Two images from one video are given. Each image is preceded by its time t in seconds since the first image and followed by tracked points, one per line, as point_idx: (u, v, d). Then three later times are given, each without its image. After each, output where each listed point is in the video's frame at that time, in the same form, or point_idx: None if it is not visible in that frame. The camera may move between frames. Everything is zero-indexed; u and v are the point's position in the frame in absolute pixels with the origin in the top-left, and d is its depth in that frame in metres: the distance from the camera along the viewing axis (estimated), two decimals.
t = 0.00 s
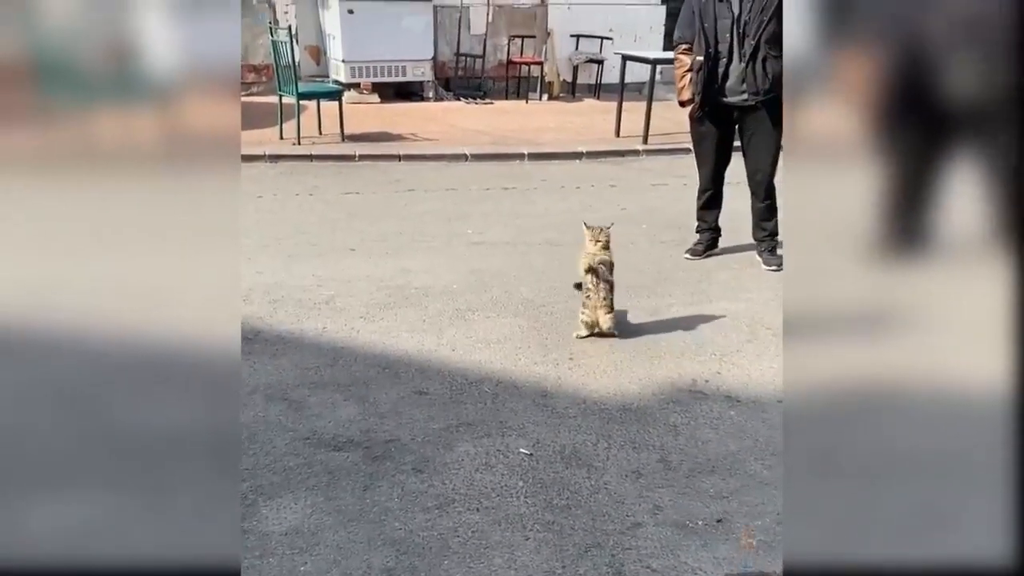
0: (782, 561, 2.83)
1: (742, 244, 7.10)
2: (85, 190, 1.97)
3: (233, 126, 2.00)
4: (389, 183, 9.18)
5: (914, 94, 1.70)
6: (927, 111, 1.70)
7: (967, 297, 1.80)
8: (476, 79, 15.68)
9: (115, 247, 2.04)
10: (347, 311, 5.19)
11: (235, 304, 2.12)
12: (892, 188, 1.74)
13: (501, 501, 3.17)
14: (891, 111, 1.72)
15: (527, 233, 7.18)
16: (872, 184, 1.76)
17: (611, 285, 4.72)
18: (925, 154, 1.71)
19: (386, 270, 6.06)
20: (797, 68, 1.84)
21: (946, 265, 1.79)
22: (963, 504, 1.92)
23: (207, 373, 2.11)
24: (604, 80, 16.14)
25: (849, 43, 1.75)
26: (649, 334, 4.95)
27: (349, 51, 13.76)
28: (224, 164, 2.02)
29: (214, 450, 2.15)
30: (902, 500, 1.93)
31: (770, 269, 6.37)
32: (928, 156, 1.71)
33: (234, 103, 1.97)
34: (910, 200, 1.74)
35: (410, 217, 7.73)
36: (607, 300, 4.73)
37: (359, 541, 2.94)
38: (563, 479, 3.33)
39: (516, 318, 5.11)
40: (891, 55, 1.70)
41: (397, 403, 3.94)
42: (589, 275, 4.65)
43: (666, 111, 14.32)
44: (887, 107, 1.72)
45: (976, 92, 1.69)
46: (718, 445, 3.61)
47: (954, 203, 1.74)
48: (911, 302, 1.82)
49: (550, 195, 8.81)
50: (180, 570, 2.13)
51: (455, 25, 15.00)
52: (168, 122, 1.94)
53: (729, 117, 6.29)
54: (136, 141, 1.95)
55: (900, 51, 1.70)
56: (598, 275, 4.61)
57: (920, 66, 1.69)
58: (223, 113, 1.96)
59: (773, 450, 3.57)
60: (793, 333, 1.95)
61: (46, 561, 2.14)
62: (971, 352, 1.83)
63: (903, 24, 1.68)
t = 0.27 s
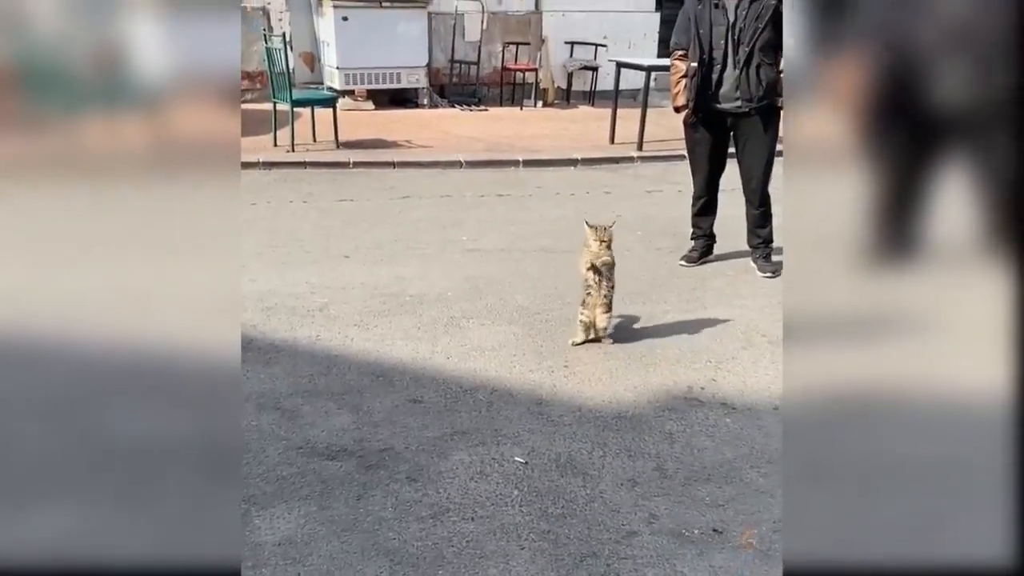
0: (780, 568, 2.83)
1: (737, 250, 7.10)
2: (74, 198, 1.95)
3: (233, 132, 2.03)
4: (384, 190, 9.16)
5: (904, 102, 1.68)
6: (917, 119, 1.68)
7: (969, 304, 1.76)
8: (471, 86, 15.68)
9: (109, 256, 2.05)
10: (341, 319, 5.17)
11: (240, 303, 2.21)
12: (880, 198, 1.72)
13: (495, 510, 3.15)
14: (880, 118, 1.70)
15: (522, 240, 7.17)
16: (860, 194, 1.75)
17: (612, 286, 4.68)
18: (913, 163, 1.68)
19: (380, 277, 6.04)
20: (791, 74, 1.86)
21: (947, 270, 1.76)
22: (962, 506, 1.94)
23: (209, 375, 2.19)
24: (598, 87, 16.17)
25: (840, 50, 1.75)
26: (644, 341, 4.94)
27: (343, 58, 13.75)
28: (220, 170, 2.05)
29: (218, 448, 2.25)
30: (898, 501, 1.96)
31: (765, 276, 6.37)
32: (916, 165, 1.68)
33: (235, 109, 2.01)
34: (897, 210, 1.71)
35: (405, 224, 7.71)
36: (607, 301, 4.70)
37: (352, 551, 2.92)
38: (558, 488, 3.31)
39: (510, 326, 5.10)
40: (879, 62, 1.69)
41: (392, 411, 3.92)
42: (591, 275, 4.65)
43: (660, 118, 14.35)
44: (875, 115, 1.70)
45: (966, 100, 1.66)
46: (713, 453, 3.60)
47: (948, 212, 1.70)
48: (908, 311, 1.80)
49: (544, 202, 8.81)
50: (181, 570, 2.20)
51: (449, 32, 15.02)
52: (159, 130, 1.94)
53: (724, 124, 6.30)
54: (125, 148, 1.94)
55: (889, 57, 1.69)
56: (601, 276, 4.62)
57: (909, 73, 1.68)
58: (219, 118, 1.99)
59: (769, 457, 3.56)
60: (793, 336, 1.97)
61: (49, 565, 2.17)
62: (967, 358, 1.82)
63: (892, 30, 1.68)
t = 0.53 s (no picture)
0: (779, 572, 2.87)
1: (730, 259, 7.11)
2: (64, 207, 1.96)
3: (233, 142, 1.96)
4: (377, 198, 9.15)
5: (892, 108, 1.66)
6: (904, 127, 1.67)
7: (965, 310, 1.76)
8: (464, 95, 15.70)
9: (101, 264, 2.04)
10: (333, 328, 5.15)
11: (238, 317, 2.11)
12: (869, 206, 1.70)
13: (488, 521, 3.14)
14: (868, 126, 1.68)
15: (515, 249, 7.17)
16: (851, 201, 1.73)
17: (593, 293, 4.80)
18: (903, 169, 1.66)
19: (373, 286, 6.03)
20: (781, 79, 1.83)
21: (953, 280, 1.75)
22: (960, 514, 1.94)
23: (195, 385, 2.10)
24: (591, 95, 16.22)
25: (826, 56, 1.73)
26: (637, 349, 4.94)
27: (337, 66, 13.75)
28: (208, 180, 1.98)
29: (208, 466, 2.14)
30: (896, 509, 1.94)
31: (757, 284, 6.39)
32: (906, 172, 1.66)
33: (233, 118, 1.94)
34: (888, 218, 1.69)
35: (398, 232, 7.71)
36: (590, 308, 4.82)
37: (345, 563, 2.90)
38: (552, 498, 3.30)
39: (504, 334, 5.09)
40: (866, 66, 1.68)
41: (384, 421, 3.90)
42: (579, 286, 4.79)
43: (653, 127, 14.42)
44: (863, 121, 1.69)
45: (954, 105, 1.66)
46: (707, 462, 3.60)
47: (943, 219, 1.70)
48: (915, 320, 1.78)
49: (538, 211, 8.81)
50: None
51: (442, 41, 15.05)
52: (147, 140, 1.92)
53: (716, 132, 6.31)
54: (114, 157, 1.94)
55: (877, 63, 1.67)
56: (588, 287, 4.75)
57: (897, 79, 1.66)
58: (211, 129, 1.93)
59: (763, 466, 3.56)
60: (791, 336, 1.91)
61: None
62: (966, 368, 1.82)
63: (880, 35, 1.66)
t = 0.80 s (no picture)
0: None
1: (723, 267, 7.13)
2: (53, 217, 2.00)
3: (220, 151, 2.04)
4: (370, 207, 9.14)
5: (876, 118, 1.75)
6: (888, 136, 1.76)
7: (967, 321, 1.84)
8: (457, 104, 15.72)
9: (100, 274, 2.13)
10: (326, 337, 5.14)
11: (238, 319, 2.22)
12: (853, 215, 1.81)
13: (482, 532, 3.13)
14: (852, 135, 1.79)
15: (508, 257, 7.17)
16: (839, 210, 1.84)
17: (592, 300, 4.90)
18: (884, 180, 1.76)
19: (366, 295, 6.02)
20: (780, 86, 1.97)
21: (947, 285, 1.82)
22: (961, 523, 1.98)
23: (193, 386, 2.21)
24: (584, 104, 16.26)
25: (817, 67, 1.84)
26: (630, 357, 4.94)
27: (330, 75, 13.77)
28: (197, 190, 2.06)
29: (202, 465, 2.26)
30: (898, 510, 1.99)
31: (750, 293, 6.40)
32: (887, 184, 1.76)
33: (219, 128, 2.02)
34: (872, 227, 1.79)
35: (391, 241, 7.70)
36: (589, 315, 4.90)
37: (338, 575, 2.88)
38: (545, 508, 3.29)
39: (497, 343, 5.08)
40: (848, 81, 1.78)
41: (378, 431, 3.88)
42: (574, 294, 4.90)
43: (645, 136, 14.45)
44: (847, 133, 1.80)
45: (936, 117, 1.72)
46: (701, 471, 3.60)
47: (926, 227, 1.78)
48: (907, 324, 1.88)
49: (531, 219, 8.82)
50: None
51: (436, 50, 15.09)
52: (132, 148, 1.97)
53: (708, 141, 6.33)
54: (100, 165, 1.98)
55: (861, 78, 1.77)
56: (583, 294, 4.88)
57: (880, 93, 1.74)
58: (203, 136, 2.01)
59: (757, 476, 3.57)
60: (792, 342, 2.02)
61: None
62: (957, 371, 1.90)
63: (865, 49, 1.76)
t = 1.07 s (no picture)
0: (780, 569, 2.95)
1: (716, 274, 7.14)
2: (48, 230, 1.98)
3: (217, 158, 2.09)
4: (364, 215, 9.13)
5: (859, 126, 1.78)
6: (873, 144, 1.78)
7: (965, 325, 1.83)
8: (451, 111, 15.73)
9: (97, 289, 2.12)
10: (320, 345, 5.12)
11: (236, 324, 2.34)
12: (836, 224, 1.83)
13: (476, 541, 3.11)
14: (837, 143, 1.83)
15: (502, 265, 7.17)
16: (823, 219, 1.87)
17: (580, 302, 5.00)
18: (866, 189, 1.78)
19: (360, 303, 6.01)
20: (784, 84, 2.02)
21: (942, 293, 1.81)
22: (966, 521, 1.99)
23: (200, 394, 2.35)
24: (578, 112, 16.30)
25: (802, 74, 1.93)
26: (624, 365, 4.94)
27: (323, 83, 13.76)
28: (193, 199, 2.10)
29: (208, 466, 2.39)
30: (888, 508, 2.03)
31: (744, 300, 6.40)
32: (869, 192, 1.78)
33: (216, 137, 2.07)
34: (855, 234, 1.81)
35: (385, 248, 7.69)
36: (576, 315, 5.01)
37: None
38: (540, 517, 3.28)
39: (491, 351, 5.08)
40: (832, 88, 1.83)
41: (371, 440, 3.87)
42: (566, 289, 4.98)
43: (639, 143, 14.49)
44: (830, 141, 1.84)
45: (917, 125, 1.73)
46: (695, 479, 3.60)
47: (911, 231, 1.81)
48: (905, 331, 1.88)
49: (525, 227, 8.82)
50: None
51: (429, 58, 15.11)
52: (121, 157, 1.96)
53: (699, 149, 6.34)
54: (88, 174, 1.96)
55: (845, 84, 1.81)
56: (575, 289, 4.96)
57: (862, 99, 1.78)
58: (200, 146, 2.06)
59: (751, 483, 3.57)
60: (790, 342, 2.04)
61: None
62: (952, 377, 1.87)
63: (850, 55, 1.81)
